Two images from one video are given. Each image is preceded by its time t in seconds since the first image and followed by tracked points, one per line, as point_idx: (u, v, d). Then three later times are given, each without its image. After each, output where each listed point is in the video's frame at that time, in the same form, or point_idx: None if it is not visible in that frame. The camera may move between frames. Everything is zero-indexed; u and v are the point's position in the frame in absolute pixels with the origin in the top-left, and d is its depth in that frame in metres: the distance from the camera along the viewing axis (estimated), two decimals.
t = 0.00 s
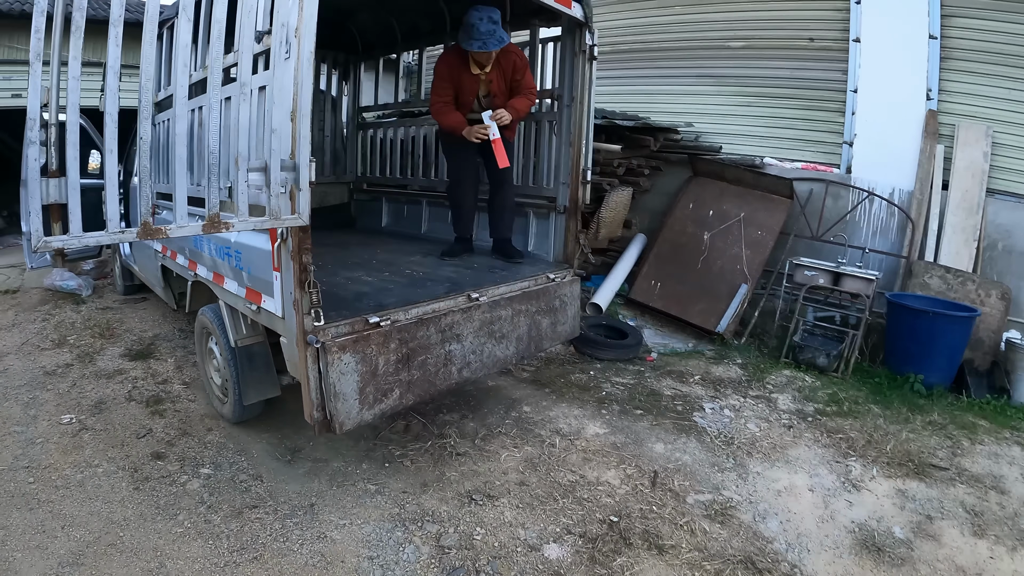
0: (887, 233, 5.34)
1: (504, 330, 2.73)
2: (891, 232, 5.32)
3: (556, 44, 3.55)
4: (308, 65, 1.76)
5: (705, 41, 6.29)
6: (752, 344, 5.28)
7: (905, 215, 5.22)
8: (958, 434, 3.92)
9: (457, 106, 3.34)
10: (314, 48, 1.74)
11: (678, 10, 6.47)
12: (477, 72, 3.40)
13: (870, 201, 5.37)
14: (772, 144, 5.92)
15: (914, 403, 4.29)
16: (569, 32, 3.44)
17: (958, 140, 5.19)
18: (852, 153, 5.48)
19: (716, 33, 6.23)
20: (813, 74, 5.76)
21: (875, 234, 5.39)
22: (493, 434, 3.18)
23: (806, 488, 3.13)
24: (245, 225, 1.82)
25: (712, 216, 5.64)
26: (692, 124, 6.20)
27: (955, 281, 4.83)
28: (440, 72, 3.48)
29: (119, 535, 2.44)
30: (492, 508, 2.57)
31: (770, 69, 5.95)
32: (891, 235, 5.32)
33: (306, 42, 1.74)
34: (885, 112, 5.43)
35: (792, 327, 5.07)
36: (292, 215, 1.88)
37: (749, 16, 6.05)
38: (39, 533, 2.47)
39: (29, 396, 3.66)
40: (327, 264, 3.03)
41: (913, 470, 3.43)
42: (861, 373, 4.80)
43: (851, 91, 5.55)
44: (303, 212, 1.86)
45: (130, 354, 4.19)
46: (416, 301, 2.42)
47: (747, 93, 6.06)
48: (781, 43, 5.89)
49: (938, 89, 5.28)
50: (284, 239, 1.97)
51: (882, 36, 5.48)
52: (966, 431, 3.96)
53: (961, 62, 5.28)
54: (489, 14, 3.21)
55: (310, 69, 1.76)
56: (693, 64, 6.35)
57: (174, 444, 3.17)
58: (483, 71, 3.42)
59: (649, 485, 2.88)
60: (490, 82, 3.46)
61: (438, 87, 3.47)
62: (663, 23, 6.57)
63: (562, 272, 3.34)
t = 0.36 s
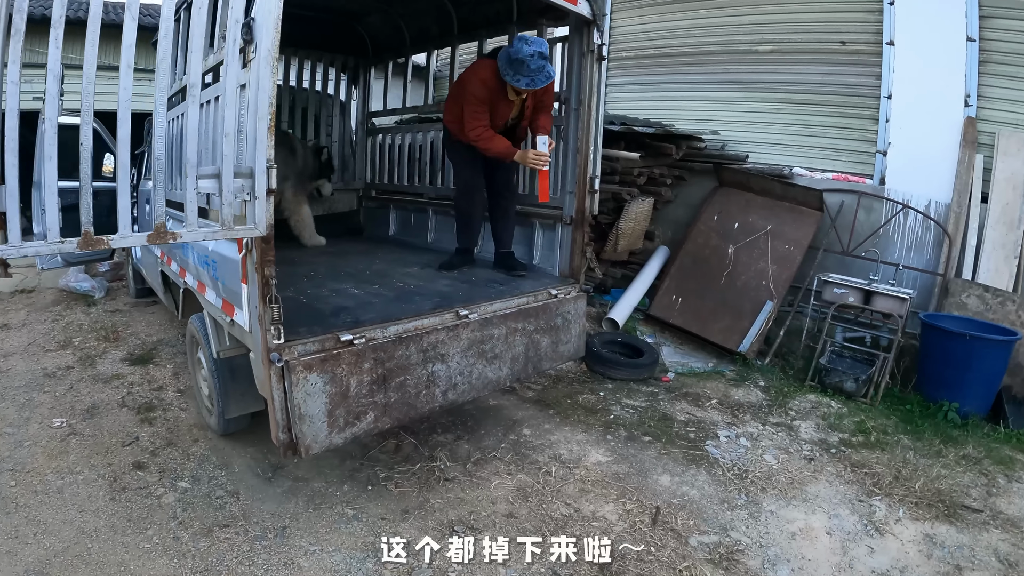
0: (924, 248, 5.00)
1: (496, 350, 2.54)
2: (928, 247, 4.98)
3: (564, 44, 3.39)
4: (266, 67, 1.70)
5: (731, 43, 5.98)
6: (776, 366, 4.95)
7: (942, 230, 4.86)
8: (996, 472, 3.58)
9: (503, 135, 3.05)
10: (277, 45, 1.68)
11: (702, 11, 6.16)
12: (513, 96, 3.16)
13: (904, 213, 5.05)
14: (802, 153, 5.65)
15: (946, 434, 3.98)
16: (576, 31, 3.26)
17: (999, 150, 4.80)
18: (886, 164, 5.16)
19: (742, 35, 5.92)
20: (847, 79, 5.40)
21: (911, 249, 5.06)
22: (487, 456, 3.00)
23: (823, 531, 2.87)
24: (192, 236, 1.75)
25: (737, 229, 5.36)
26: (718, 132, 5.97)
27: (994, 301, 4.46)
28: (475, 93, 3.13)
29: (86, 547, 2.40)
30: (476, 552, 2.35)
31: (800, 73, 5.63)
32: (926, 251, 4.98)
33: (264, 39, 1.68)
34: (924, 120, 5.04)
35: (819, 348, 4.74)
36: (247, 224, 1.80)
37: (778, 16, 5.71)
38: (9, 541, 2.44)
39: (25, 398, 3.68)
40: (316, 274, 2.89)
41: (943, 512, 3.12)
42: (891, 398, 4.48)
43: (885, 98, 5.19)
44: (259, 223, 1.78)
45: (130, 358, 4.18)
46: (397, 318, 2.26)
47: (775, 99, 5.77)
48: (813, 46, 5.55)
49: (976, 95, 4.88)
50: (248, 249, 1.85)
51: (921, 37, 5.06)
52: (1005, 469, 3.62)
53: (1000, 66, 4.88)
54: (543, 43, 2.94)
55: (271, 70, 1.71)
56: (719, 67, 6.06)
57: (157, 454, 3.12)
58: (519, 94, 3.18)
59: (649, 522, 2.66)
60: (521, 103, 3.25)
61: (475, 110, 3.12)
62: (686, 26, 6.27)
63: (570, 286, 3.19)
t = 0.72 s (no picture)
0: (950, 253, 4.62)
1: (484, 372, 2.32)
2: (956, 252, 4.60)
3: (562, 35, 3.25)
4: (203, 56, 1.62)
5: (744, 40, 5.63)
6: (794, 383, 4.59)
7: (970, 235, 4.48)
8: None
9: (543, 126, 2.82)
10: (225, 28, 1.59)
11: (712, 7, 5.81)
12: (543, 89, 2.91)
13: (929, 218, 4.67)
14: (820, 155, 5.30)
15: (979, 458, 3.63)
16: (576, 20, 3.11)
17: None
18: (910, 165, 4.78)
19: (755, 31, 5.56)
20: (866, 77, 5.01)
21: (935, 255, 4.68)
22: (477, 485, 2.75)
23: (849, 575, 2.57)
24: (119, 244, 1.61)
25: (752, 235, 5.04)
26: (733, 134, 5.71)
27: None
28: (509, 79, 2.77)
29: None
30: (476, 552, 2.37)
31: (816, 70, 5.26)
32: (953, 258, 4.60)
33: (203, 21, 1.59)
34: (949, 117, 4.63)
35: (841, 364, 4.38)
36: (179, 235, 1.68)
37: (793, 11, 5.34)
38: None
39: None
40: (298, 285, 2.71)
41: (978, 550, 2.80)
42: (917, 417, 4.16)
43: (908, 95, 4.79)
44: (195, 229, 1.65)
45: (113, 369, 4.01)
46: (368, 336, 2.04)
47: (792, 99, 5.41)
48: (830, 43, 5.17)
49: (1003, 91, 4.47)
50: (193, 260, 1.70)
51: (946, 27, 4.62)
52: None
53: None
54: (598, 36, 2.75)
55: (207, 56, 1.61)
56: (730, 66, 5.72)
57: (125, 475, 2.92)
58: (547, 88, 2.93)
59: (654, 567, 2.39)
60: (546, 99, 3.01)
61: (508, 99, 2.77)
62: (695, 23, 5.93)
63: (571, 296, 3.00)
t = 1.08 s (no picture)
0: (982, 268, 4.26)
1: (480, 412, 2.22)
2: (986, 267, 4.24)
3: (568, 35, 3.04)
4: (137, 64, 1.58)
5: (762, 43, 5.36)
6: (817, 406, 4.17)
7: (1002, 247, 4.12)
8: None
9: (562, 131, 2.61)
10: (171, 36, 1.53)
11: (729, 8, 5.55)
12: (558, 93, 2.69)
13: (958, 229, 4.33)
14: (845, 163, 4.98)
15: (1015, 490, 3.25)
16: (583, 18, 2.90)
17: None
18: (938, 173, 4.46)
19: (773, 34, 5.28)
20: (890, 80, 4.69)
21: (965, 269, 4.33)
22: (474, 527, 2.50)
23: None
24: (48, 282, 1.59)
25: (772, 248, 4.68)
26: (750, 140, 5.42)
27: None
28: (532, 83, 2.49)
29: None
30: (476, 551, 2.38)
31: (837, 74, 4.97)
32: (983, 271, 4.25)
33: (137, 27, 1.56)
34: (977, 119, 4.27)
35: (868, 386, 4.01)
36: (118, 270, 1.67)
37: (814, 12, 5.04)
38: None
39: None
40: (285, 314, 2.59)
41: None
42: (945, 443, 3.78)
43: (936, 99, 4.46)
44: (133, 264, 1.63)
45: (102, 390, 3.86)
46: (346, 375, 1.92)
47: (813, 104, 5.11)
48: (851, 45, 4.88)
49: None
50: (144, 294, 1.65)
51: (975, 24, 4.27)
52: None
53: None
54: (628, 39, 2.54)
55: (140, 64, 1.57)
56: (746, 71, 5.47)
57: (102, 509, 2.74)
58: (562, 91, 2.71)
59: None
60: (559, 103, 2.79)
61: (527, 105, 2.51)
62: (711, 26, 5.68)
63: (579, 323, 2.84)
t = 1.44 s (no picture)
0: (1004, 274, 4.08)
1: (480, 432, 2.37)
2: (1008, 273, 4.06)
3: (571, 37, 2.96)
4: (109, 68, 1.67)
5: (773, 45, 5.24)
6: (831, 418, 4.01)
7: None
8: None
9: (568, 132, 2.55)
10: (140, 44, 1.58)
11: (740, 10, 5.43)
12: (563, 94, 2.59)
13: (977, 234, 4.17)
14: (860, 168, 4.84)
15: None
16: (587, 18, 2.81)
17: None
18: (956, 177, 4.32)
19: (784, 35, 5.17)
20: (906, 81, 4.55)
21: (984, 275, 4.16)
22: (474, 550, 2.38)
23: None
24: (11, 302, 1.71)
25: (786, 256, 4.50)
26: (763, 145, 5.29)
27: None
28: (536, 87, 2.40)
29: None
30: (477, 550, 2.39)
31: (851, 76, 4.84)
32: (1003, 278, 4.07)
33: (104, 31, 1.63)
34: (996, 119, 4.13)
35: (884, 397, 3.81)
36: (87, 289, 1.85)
37: (826, 12, 4.91)
38: None
39: None
40: (292, 342, 2.70)
41: None
42: (966, 459, 3.60)
43: (953, 100, 4.33)
44: (103, 283, 1.77)
45: (101, 401, 3.82)
46: (337, 397, 2.04)
47: (827, 107, 4.97)
48: (864, 46, 4.75)
49: None
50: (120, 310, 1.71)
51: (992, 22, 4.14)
52: None
53: None
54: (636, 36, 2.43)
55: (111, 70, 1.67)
56: (757, 74, 5.36)
57: (94, 525, 2.67)
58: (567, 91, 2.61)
59: None
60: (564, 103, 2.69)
61: (532, 110, 2.43)
62: (720, 28, 5.57)
63: (585, 336, 2.84)
